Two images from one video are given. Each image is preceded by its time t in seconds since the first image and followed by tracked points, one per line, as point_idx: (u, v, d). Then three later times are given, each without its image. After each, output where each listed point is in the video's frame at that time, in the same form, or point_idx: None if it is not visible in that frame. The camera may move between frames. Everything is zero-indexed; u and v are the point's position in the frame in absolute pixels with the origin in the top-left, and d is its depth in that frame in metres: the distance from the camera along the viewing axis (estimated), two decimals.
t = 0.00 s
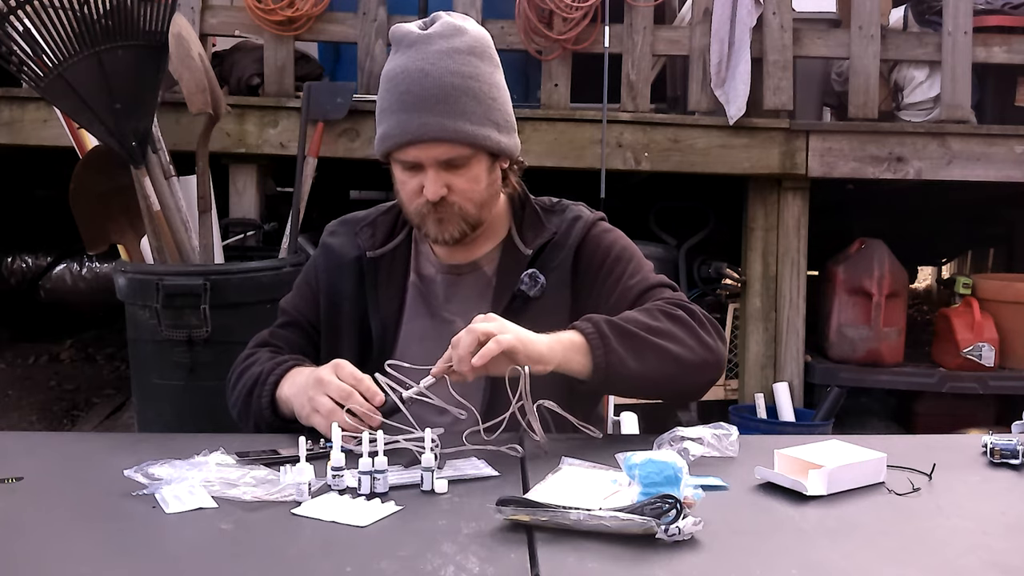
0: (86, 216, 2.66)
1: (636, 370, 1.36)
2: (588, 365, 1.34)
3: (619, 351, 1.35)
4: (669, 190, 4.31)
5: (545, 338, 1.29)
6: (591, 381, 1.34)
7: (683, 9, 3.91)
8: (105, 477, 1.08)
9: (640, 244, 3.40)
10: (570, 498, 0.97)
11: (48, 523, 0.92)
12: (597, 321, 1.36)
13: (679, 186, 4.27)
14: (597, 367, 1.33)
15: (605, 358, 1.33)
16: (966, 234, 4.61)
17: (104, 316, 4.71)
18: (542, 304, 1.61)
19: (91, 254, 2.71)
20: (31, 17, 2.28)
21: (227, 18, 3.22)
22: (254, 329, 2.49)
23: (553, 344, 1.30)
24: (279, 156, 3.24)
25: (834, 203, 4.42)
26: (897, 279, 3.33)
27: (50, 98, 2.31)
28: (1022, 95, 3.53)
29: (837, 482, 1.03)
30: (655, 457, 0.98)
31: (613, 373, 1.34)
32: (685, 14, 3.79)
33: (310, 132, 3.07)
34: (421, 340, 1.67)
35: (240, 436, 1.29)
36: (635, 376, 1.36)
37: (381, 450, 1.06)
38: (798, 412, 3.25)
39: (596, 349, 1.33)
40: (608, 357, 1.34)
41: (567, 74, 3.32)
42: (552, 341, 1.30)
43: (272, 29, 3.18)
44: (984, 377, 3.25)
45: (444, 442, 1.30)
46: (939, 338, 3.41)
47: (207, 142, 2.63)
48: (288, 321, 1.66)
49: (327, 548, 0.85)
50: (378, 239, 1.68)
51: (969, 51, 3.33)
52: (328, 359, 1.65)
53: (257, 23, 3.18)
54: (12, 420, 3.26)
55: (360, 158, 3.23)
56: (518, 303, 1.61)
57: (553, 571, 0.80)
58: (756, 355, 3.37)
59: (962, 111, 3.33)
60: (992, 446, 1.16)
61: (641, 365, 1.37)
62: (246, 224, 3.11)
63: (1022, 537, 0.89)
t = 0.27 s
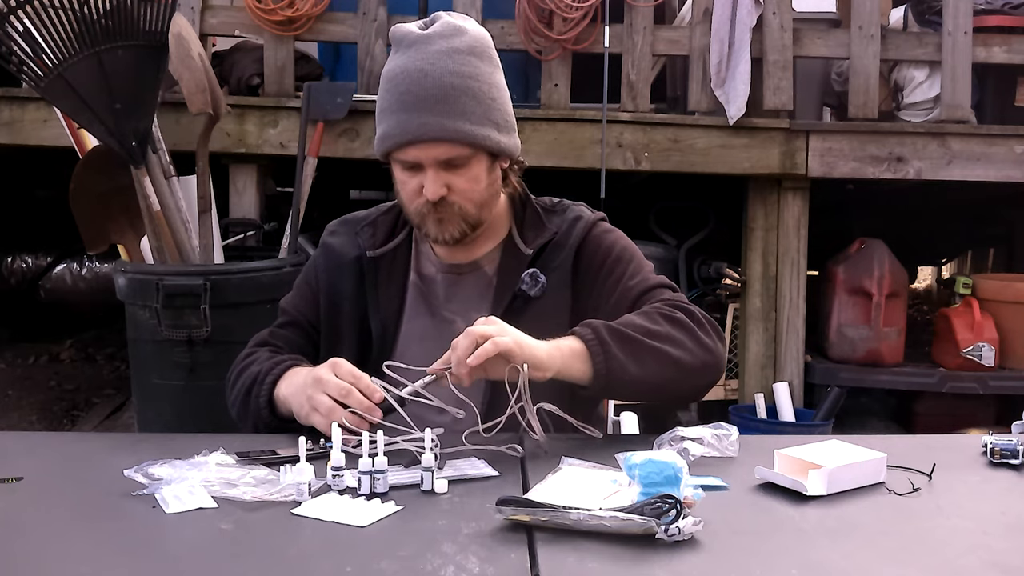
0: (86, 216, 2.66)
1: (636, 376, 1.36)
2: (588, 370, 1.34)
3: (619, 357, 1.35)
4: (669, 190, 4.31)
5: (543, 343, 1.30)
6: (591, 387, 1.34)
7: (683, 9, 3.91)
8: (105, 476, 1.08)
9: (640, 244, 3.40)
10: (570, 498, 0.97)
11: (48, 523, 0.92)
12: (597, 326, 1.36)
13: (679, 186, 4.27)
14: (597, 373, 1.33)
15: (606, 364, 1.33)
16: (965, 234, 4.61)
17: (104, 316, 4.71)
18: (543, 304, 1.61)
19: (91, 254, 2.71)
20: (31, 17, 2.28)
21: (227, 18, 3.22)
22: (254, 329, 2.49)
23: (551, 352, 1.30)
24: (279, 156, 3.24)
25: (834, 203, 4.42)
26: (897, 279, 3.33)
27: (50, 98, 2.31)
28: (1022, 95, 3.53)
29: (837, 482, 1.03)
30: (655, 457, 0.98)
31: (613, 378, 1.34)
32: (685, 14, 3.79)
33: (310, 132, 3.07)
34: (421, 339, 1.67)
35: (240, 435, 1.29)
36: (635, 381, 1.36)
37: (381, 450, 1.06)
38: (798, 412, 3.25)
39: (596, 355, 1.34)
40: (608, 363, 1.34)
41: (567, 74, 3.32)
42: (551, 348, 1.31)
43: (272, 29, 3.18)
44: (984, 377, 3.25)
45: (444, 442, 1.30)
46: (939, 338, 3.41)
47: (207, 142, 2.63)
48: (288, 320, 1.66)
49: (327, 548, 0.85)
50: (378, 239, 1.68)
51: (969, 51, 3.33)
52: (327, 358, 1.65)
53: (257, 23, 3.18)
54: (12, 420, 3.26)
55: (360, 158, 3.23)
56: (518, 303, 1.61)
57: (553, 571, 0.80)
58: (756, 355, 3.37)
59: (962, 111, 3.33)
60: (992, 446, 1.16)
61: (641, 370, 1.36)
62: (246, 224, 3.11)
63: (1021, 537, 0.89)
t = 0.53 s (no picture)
0: (86, 216, 2.66)
1: (632, 383, 1.36)
2: (584, 379, 1.34)
3: (614, 365, 1.35)
4: (669, 190, 4.31)
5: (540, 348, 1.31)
6: (587, 395, 1.34)
7: (683, 9, 3.91)
8: (105, 476, 1.08)
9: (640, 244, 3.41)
10: (570, 498, 0.97)
11: (48, 523, 0.92)
12: (591, 336, 1.36)
13: (679, 186, 4.27)
14: (594, 382, 1.33)
15: (601, 372, 1.33)
16: (965, 234, 4.61)
17: (104, 317, 4.71)
18: (543, 304, 1.61)
19: (91, 254, 2.71)
20: (31, 17, 2.28)
21: (227, 18, 3.22)
22: (254, 329, 2.49)
23: (550, 362, 1.30)
24: (279, 156, 3.25)
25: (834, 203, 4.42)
26: (897, 279, 3.33)
27: (50, 98, 2.31)
28: (1022, 95, 3.53)
29: (837, 482, 1.03)
30: (655, 457, 0.98)
31: (609, 386, 1.34)
32: (685, 14, 3.79)
33: (310, 132, 3.07)
34: (421, 339, 1.67)
35: (239, 435, 1.29)
36: (631, 389, 1.36)
37: (381, 450, 1.06)
38: (798, 412, 3.24)
39: (591, 363, 1.34)
40: (604, 371, 1.34)
41: (567, 74, 3.32)
42: (547, 357, 1.31)
43: (272, 29, 3.18)
44: (984, 377, 3.25)
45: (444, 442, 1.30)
46: (939, 338, 3.41)
47: (207, 142, 2.63)
48: (288, 320, 1.66)
49: (327, 548, 0.85)
50: (378, 238, 1.68)
51: (969, 51, 3.33)
52: (327, 358, 1.64)
53: (257, 23, 3.18)
54: (12, 420, 3.26)
55: (360, 158, 3.23)
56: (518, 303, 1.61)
57: (553, 571, 0.80)
58: (756, 355, 3.37)
59: (962, 111, 3.33)
60: (992, 446, 1.16)
61: (637, 377, 1.36)
62: (246, 224, 3.11)
63: (1022, 537, 0.89)
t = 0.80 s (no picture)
0: (86, 216, 2.66)
1: (631, 380, 1.36)
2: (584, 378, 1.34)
3: (614, 362, 1.35)
4: (669, 190, 4.31)
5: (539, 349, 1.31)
6: (587, 392, 1.34)
7: (683, 9, 3.91)
8: (105, 476, 1.08)
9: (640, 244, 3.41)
10: (570, 498, 0.97)
11: (48, 523, 0.92)
12: (590, 333, 1.36)
13: (679, 186, 4.27)
14: (593, 379, 1.33)
15: (601, 369, 1.33)
16: (965, 234, 4.61)
17: (104, 317, 4.71)
18: (543, 303, 1.61)
19: (91, 254, 2.71)
20: (31, 17, 2.28)
21: (227, 18, 3.22)
22: (254, 330, 2.49)
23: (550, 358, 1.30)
24: (279, 156, 3.25)
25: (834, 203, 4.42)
26: (897, 279, 3.33)
27: (50, 98, 2.31)
28: (1022, 95, 3.53)
29: (837, 482, 1.03)
30: (655, 457, 0.98)
31: (609, 383, 1.34)
32: (685, 14, 3.79)
33: (310, 132, 3.07)
34: (420, 339, 1.67)
35: (239, 436, 1.29)
36: (631, 385, 1.36)
37: (381, 450, 1.06)
38: (798, 412, 3.24)
39: (591, 362, 1.33)
40: (604, 369, 1.34)
41: (567, 74, 3.32)
42: (545, 356, 1.30)
43: (272, 29, 3.18)
44: (984, 377, 3.25)
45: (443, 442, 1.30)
46: (939, 338, 3.41)
47: (207, 142, 2.63)
48: (288, 321, 1.66)
49: (327, 548, 0.85)
50: (377, 239, 1.68)
51: (969, 51, 3.33)
52: (327, 359, 1.65)
53: (257, 23, 3.18)
54: (12, 420, 3.26)
55: (360, 158, 3.23)
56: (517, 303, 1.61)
57: (553, 571, 0.80)
58: (756, 355, 3.37)
59: (962, 111, 3.33)
60: (992, 446, 1.16)
61: (637, 374, 1.36)
62: (246, 224, 3.11)
63: (1022, 537, 0.89)
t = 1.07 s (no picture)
0: (86, 216, 2.66)
1: (631, 378, 1.36)
2: (583, 376, 1.34)
3: (613, 361, 1.35)
4: (669, 190, 4.31)
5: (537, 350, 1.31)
6: (587, 390, 1.34)
7: (683, 9, 3.91)
8: (105, 477, 1.08)
9: (640, 244, 3.41)
10: (570, 498, 0.97)
11: (48, 522, 0.92)
12: (588, 331, 1.36)
13: (679, 186, 4.27)
14: (593, 378, 1.33)
15: (600, 368, 1.34)
16: (965, 234, 4.61)
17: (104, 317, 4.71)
18: (543, 303, 1.61)
19: (91, 254, 2.71)
20: (31, 17, 2.28)
21: (227, 18, 3.22)
22: (254, 330, 2.49)
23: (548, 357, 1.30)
24: (279, 156, 3.25)
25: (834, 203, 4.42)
26: (897, 279, 3.33)
27: (50, 98, 2.31)
28: (1022, 95, 3.53)
29: (837, 482, 1.03)
30: (655, 457, 0.98)
31: (608, 381, 1.34)
32: (685, 14, 3.79)
33: (310, 132, 3.08)
34: (420, 339, 1.67)
35: (239, 436, 1.29)
36: (630, 383, 1.36)
37: (382, 450, 1.06)
38: (798, 412, 3.24)
39: (590, 360, 1.33)
40: (603, 368, 1.34)
41: (567, 74, 3.32)
42: (544, 355, 1.30)
43: (272, 29, 3.18)
44: (984, 377, 3.25)
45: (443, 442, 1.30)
46: (939, 338, 3.41)
47: (207, 142, 2.63)
48: (288, 321, 1.66)
49: (327, 548, 0.85)
50: (377, 239, 1.68)
51: (969, 51, 3.33)
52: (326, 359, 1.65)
53: (257, 23, 3.18)
54: (12, 420, 3.26)
55: (360, 158, 3.23)
56: (517, 303, 1.61)
57: (553, 571, 0.80)
58: (756, 355, 3.37)
59: (962, 111, 3.33)
60: (992, 446, 1.16)
61: (636, 372, 1.36)
62: (246, 224, 3.11)
63: (1022, 537, 0.89)
